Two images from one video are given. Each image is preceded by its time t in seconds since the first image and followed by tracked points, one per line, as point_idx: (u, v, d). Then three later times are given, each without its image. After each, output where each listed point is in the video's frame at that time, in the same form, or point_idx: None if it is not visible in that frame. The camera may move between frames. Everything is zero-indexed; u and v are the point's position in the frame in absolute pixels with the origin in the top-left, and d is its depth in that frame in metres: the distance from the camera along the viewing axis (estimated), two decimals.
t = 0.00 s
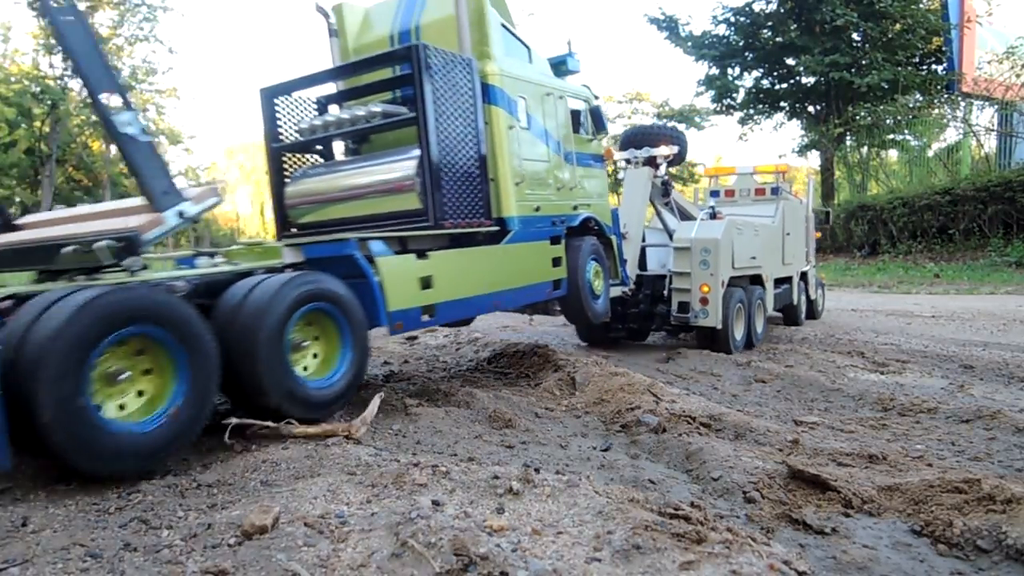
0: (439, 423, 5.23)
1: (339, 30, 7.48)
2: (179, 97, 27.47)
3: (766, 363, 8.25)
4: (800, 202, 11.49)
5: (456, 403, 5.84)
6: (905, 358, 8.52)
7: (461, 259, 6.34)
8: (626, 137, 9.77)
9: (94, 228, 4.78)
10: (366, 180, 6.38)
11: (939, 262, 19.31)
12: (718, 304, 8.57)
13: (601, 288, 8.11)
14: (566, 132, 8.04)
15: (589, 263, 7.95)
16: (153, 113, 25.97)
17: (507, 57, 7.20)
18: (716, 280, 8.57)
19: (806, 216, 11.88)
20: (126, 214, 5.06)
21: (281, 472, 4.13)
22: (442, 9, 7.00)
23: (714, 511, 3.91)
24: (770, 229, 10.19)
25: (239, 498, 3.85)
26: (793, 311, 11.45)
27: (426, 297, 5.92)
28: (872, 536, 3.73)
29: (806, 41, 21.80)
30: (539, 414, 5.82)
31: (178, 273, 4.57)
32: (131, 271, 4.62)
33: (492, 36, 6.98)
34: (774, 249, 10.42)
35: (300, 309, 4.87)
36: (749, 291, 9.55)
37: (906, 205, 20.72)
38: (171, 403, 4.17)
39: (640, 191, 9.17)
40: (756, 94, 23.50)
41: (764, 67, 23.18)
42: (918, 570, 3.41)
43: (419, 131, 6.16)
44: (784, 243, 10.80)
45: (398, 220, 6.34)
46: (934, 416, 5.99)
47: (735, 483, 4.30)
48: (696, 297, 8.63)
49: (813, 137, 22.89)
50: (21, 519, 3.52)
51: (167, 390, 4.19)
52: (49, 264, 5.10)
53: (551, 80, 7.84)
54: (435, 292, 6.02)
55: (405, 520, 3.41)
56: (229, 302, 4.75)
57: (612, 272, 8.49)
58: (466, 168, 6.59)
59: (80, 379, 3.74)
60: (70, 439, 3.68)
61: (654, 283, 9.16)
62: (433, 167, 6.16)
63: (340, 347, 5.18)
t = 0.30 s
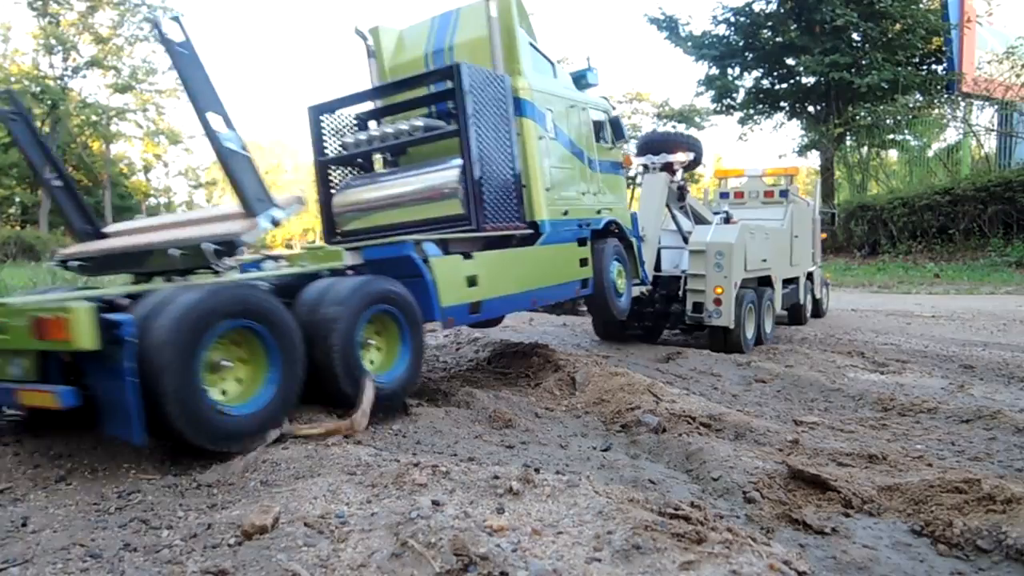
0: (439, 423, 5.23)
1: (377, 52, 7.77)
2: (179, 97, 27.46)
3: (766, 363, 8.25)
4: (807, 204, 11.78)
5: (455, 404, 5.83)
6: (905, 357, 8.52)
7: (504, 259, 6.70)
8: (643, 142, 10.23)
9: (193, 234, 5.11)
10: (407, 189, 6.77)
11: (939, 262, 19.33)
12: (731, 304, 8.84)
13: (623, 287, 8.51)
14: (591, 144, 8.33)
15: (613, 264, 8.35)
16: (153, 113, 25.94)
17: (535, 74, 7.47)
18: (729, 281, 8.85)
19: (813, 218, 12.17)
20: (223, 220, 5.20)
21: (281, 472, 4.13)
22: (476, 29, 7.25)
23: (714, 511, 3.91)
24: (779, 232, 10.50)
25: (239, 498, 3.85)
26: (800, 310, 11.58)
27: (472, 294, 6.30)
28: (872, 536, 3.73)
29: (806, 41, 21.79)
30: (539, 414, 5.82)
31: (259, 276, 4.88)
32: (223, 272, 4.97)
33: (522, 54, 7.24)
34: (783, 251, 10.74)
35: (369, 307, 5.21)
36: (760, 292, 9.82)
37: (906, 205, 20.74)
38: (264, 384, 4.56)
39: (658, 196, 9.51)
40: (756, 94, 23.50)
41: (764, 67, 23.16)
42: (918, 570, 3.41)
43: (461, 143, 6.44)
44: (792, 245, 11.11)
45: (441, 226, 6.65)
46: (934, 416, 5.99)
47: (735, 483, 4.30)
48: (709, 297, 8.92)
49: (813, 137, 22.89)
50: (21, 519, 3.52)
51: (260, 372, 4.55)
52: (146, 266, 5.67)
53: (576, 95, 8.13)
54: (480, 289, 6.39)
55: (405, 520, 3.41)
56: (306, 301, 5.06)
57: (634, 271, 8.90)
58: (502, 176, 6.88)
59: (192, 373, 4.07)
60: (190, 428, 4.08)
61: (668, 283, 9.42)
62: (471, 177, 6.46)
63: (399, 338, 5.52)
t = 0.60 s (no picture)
0: (439, 423, 5.22)
1: (424, 60, 8.22)
2: (179, 97, 27.45)
3: (766, 363, 8.25)
4: (809, 205, 11.98)
5: (457, 404, 5.84)
6: (905, 358, 8.52)
7: (542, 265, 7.06)
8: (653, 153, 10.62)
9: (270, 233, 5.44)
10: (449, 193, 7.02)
11: (939, 262, 19.31)
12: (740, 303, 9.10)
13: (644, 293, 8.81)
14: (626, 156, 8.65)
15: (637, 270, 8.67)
16: (153, 113, 25.90)
17: (574, 88, 7.79)
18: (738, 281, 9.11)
19: (815, 219, 12.35)
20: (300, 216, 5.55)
21: (281, 472, 4.13)
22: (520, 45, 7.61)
23: (714, 511, 3.91)
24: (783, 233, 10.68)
25: (239, 498, 3.85)
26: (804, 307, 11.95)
27: (514, 297, 6.64)
28: (872, 536, 3.73)
29: (806, 41, 21.79)
30: (540, 414, 5.82)
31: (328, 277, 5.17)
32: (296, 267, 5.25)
33: (564, 71, 7.56)
34: (787, 251, 10.95)
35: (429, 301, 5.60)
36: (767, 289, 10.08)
37: (907, 205, 20.73)
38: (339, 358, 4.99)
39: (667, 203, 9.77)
40: (756, 94, 23.50)
41: (764, 67, 23.15)
42: (918, 570, 3.41)
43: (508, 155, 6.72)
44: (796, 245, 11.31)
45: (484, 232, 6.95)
46: (934, 416, 5.99)
47: (735, 483, 4.30)
48: (719, 297, 9.17)
49: (813, 137, 22.88)
50: (21, 519, 3.52)
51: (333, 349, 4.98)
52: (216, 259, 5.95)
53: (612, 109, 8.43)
54: (520, 293, 6.74)
55: (405, 520, 3.41)
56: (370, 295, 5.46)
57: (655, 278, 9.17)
58: (541, 186, 7.16)
59: (274, 349, 4.52)
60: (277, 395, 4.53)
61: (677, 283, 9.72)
62: (516, 188, 6.77)
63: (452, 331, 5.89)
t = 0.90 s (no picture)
0: (439, 423, 5.22)
1: (444, 78, 8.46)
2: (179, 97, 27.46)
3: (766, 363, 8.24)
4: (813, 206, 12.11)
5: (457, 404, 5.84)
6: (905, 358, 8.52)
7: (569, 262, 7.31)
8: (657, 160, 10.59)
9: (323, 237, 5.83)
10: (479, 200, 7.28)
11: (939, 262, 19.30)
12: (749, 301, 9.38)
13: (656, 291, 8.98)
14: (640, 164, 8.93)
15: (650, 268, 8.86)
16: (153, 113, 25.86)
17: (587, 100, 8.09)
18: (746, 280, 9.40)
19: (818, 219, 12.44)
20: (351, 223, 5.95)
21: (281, 472, 4.13)
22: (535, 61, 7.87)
23: (714, 511, 3.91)
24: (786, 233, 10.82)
25: (239, 498, 3.85)
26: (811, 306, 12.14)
27: (545, 293, 6.93)
28: (872, 536, 3.73)
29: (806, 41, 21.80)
30: (539, 414, 5.83)
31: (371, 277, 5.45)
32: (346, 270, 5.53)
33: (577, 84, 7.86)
34: (791, 251, 11.09)
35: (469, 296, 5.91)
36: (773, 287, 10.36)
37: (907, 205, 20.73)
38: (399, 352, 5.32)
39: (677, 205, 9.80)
40: (756, 94, 23.48)
41: (764, 67, 23.14)
42: (918, 570, 3.41)
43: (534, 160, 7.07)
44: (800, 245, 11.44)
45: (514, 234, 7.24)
46: (934, 416, 5.99)
47: (735, 483, 4.30)
48: (729, 295, 9.41)
49: (813, 137, 22.87)
50: (21, 519, 3.52)
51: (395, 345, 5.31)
52: (274, 263, 6.26)
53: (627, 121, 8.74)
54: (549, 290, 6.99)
55: (405, 520, 3.41)
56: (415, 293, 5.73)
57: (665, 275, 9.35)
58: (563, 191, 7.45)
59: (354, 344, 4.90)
60: (351, 386, 4.86)
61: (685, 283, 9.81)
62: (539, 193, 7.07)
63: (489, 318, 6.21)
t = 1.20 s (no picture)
0: (439, 423, 5.22)
1: (488, 73, 8.75)
2: (179, 98, 27.49)
3: (766, 363, 8.24)
4: (816, 207, 12.11)
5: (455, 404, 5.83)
6: (905, 358, 8.52)
7: (597, 267, 7.69)
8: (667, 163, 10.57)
9: (377, 243, 5.96)
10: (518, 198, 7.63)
11: (939, 262, 19.30)
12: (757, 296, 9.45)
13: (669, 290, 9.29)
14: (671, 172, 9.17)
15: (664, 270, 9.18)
16: (153, 113, 25.85)
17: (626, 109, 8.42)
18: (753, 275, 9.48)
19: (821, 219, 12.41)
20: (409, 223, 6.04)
21: (281, 472, 4.13)
22: (580, 69, 8.20)
23: (714, 511, 3.91)
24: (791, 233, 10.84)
25: (239, 498, 3.85)
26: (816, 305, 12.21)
27: (574, 297, 7.33)
28: (872, 536, 3.73)
29: (806, 41, 21.80)
30: (539, 414, 5.83)
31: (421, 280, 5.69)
32: (400, 275, 5.84)
33: (619, 95, 8.22)
34: (795, 251, 11.11)
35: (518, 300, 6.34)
36: (779, 283, 10.44)
37: (907, 205, 20.73)
38: (453, 353, 5.76)
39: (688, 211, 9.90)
40: (755, 94, 23.48)
41: (764, 67, 23.13)
42: (918, 570, 3.41)
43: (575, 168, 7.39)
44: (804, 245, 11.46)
45: (546, 239, 7.52)
46: (934, 416, 5.99)
47: (735, 483, 4.30)
48: (736, 290, 9.49)
49: (813, 137, 22.85)
50: (21, 519, 3.52)
51: (450, 346, 5.74)
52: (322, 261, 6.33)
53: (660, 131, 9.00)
54: (578, 293, 7.38)
55: (406, 520, 3.41)
56: (467, 291, 6.20)
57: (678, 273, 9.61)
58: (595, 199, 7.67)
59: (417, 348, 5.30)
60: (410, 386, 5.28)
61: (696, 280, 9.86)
62: (576, 203, 7.36)
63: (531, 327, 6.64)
